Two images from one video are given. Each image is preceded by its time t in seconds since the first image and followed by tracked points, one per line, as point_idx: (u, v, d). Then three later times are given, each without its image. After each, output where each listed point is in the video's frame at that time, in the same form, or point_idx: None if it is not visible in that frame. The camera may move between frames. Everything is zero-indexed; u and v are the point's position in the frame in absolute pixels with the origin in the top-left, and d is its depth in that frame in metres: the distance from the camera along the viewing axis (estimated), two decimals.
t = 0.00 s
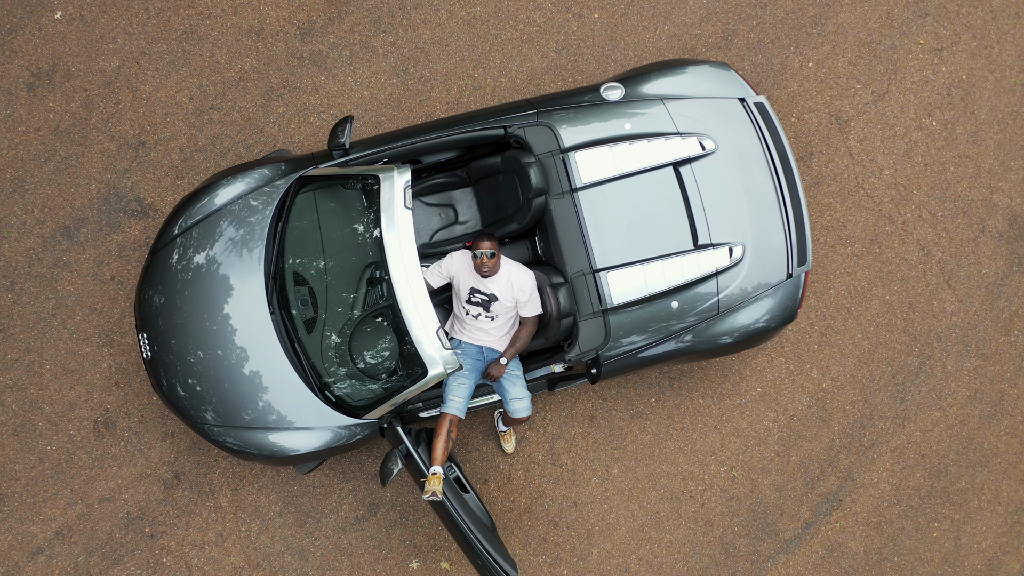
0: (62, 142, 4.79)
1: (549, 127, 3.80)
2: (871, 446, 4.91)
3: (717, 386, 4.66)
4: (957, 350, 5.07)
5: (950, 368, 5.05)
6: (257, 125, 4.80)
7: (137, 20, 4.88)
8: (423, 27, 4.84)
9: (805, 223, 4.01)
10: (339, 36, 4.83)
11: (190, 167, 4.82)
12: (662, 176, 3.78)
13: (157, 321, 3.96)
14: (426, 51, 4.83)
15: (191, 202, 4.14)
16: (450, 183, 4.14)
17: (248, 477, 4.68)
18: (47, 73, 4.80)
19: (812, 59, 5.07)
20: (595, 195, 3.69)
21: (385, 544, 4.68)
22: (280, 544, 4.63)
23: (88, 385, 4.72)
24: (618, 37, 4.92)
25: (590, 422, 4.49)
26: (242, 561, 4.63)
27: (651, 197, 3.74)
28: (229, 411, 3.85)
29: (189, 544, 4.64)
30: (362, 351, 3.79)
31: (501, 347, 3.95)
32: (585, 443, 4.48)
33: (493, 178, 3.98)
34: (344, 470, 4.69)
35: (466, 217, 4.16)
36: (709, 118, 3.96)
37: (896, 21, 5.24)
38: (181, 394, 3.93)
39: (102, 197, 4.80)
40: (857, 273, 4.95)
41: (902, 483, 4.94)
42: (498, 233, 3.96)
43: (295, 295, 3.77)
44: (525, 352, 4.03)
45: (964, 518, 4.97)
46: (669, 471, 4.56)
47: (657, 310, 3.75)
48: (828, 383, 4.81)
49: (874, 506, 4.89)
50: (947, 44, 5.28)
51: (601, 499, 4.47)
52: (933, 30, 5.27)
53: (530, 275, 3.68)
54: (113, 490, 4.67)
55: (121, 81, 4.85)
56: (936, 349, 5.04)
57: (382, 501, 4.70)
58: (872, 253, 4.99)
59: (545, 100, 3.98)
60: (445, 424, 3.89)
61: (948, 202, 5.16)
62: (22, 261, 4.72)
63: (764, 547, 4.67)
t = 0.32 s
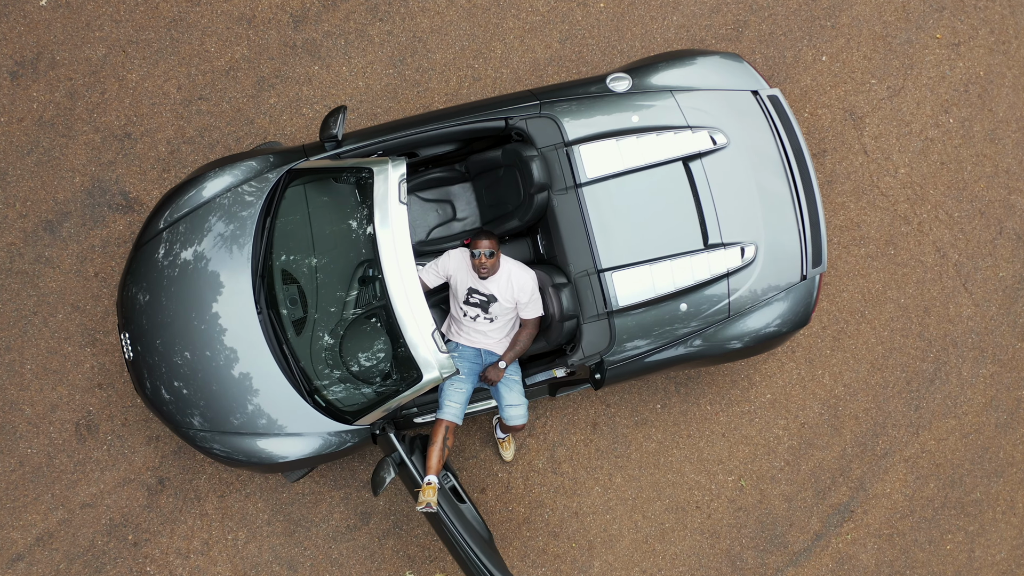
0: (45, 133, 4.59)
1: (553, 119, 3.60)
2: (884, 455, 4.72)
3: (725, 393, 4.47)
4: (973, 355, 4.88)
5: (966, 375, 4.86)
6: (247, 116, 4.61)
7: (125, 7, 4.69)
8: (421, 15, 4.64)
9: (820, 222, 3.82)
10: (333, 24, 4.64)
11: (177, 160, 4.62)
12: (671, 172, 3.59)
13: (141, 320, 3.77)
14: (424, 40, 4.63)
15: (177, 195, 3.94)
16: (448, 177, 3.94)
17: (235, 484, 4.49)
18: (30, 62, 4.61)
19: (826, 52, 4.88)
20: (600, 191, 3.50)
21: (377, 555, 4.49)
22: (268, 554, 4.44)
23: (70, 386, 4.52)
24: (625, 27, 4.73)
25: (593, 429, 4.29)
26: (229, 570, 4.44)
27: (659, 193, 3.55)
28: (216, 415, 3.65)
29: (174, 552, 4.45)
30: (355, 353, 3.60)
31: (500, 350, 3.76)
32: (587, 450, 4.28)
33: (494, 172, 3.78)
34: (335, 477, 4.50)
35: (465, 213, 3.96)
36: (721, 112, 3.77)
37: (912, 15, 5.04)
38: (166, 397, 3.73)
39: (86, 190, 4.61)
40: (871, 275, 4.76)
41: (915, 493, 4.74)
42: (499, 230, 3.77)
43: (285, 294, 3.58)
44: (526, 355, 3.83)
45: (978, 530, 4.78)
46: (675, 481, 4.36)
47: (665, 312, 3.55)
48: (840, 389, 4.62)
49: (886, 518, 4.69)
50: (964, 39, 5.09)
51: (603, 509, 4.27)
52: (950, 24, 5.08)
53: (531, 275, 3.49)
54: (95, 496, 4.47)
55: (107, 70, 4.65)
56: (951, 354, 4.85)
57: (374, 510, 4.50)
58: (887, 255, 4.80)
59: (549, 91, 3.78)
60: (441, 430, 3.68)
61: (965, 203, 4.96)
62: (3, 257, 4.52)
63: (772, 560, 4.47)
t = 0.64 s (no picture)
0: (29, 121, 4.42)
1: (557, 112, 3.43)
2: (895, 467, 4.53)
3: (732, 400, 4.29)
4: (987, 364, 4.70)
5: (980, 385, 4.68)
6: (238, 106, 4.44)
7: None
8: (421, 4, 4.47)
9: (836, 223, 3.64)
10: (330, 12, 4.46)
11: (165, 151, 4.45)
12: (681, 169, 3.41)
13: (125, 317, 3.59)
14: (424, 29, 4.46)
15: (165, 186, 3.76)
16: (447, 172, 3.77)
17: (221, 488, 4.32)
18: (15, 48, 4.43)
19: (840, 48, 4.71)
20: (605, 188, 3.32)
21: (368, 564, 4.31)
22: (254, 562, 4.26)
23: (51, 384, 4.35)
24: (632, 19, 4.56)
25: (594, 436, 4.11)
26: None
27: (668, 191, 3.38)
28: (203, 418, 3.47)
29: (157, 558, 4.27)
30: (347, 355, 3.42)
31: (498, 353, 3.59)
32: (587, 458, 4.09)
33: (495, 167, 3.61)
34: (325, 483, 4.33)
35: (463, 210, 3.80)
36: (733, 106, 3.60)
37: (928, 11, 4.87)
38: (151, 399, 3.55)
39: (71, 181, 4.43)
40: (884, 279, 4.59)
41: (927, 506, 4.55)
42: (499, 228, 3.59)
43: (273, 292, 3.40)
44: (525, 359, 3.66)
45: (990, 544, 4.59)
46: (679, 491, 4.17)
47: (672, 315, 3.38)
48: (851, 398, 4.44)
49: (896, 531, 4.50)
50: (982, 37, 4.92)
51: (604, 520, 4.07)
52: (967, 21, 4.91)
53: (531, 275, 3.32)
54: (77, 499, 4.29)
55: (94, 57, 4.48)
56: (965, 362, 4.67)
57: (366, 518, 4.33)
58: (901, 258, 4.63)
59: (554, 82, 3.60)
60: (435, 436, 3.52)
61: (982, 206, 4.78)
62: None
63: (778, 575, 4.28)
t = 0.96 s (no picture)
0: (13, 108, 4.25)
1: (561, 103, 3.25)
2: (906, 479, 4.34)
3: (738, 408, 4.11)
4: (1003, 374, 4.50)
5: (996, 396, 4.48)
6: (229, 95, 4.27)
7: None
8: None
9: (852, 225, 3.47)
10: None
11: (153, 140, 4.28)
12: (691, 165, 3.24)
13: (109, 312, 3.40)
14: (424, 17, 4.29)
15: (151, 175, 3.58)
16: (445, 166, 3.59)
17: (206, 492, 4.15)
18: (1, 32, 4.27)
19: (855, 44, 4.54)
20: (611, 184, 3.15)
21: (357, 574, 4.14)
22: (239, 569, 4.09)
23: (31, 381, 4.17)
24: (641, 10, 4.39)
25: (595, 444, 3.92)
26: None
27: (677, 189, 3.21)
28: (189, 420, 3.28)
29: (139, 564, 4.10)
30: (339, 355, 3.25)
31: (496, 356, 3.42)
32: (588, 467, 3.91)
33: (495, 161, 3.44)
34: (314, 488, 4.15)
35: (462, 206, 3.63)
36: (746, 101, 3.42)
37: (946, 8, 4.70)
38: (135, 399, 3.36)
39: (55, 171, 4.26)
40: (898, 284, 4.42)
41: (938, 520, 4.35)
42: (499, 225, 3.42)
43: (261, 289, 3.23)
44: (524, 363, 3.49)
45: (1002, 560, 4.37)
46: (682, 502, 3.97)
47: (679, 320, 3.19)
48: (862, 407, 4.26)
49: (906, 546, 4.29)
50: (1001, 35, 4.74)
51: (604, 531, 3.88)
52: (985, 19, 4.73)
53: (531, 274, 3.17)
54: (56, 500, 4.11)
55: (82, 43, 4.30)
56: (981, 372, 4.48)
57: (355, 526, 4.15)
58: (916, 263, 4.45)
59: (558, 73, 3.42)
60: (429, 443, 3.31)
61: (1000, 210, 4.60)
62: None
63: None
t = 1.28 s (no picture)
0: None
1: (566, 93, 3.07)
2: (918, 492, 4.15)
3: (746, 416, 3.92)
4: (1020, 384, 4.31)
5: (1013, 406, 4.29)
6: (220, 82, 4.09)
7: None
8: None
9: (871, 225, 3.28)
10: None
11: (139, 128, 4.10)
12: (702, 161, 3.07)
13: (90, 307, 3.19)
14: (424, 3, 4.12)
15: (136, 162, 3.38)
16: (444, 159, 3.41)
17: (189, 496, 3.97)
18: None
19: (872, 39, 4.37)
20: (618, 179, 2.97)
21: None
22: None
23: (9, 378, 3.99)
24: None
25: (596, 452, 3.74)
26: None
27: (687, 186, 3.04)
28: (173, 422, 3.07)
29: (118, 570, 3.93)
30: (329, 356, 3.07)
31: (494, 360, 3.24)
32: (588, 476, 3.72)
33: (496, 153, 3.27)
34: (301, 494, 3.97)
35: (460, 200, 3.45)
36: (761, 94, 3.25)
37: (966, 3, 4.52)
38: (117, 400, 3.15)
39: (38, 159, 4.07)
40: (914, 289, 4.24)
41: (950, 535, 4.15)
42: (499, 221, 3.24)
43: (247, 284, 3.04)
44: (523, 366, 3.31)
45: None
46: (686, 514, 3.79)
47: (687, 324, 3.02)
48: (875, 417, 4.08)
49: (917, 562, 4.10)
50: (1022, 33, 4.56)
51: (604, 543, 3.70)
52: (1006, 16, 4.55)
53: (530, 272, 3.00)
54: (34, 502, 3.93)
55: (68, 26, 4.12)
56: (997, 382, 4.29)
57: (344, 534, 3.98)
58: (932, 267, 4.27)
59: (564, 61, 3.23)
60: (422, 449, 3.12)
61: (1019, 214, 4.42)
62: None
63: None
